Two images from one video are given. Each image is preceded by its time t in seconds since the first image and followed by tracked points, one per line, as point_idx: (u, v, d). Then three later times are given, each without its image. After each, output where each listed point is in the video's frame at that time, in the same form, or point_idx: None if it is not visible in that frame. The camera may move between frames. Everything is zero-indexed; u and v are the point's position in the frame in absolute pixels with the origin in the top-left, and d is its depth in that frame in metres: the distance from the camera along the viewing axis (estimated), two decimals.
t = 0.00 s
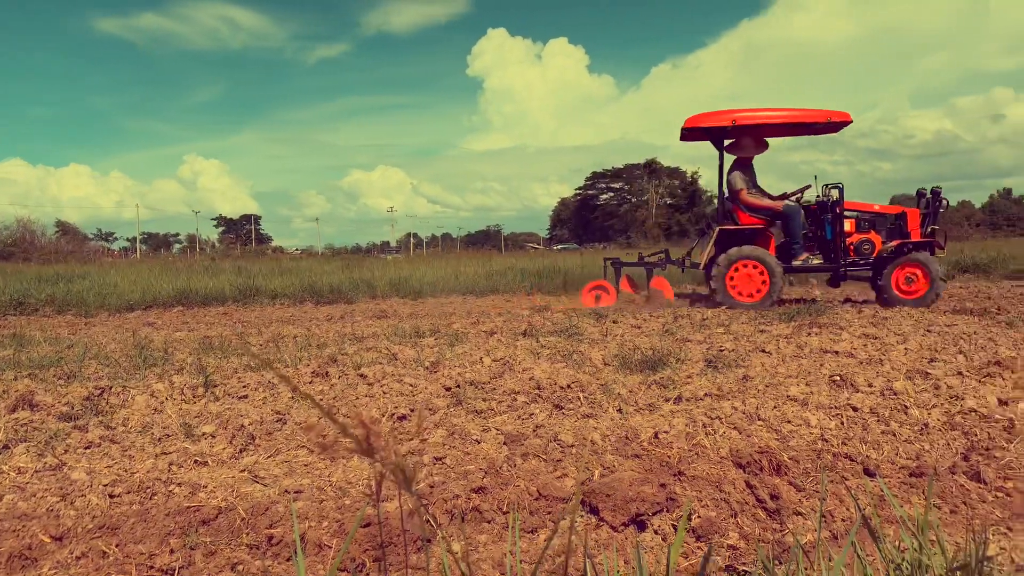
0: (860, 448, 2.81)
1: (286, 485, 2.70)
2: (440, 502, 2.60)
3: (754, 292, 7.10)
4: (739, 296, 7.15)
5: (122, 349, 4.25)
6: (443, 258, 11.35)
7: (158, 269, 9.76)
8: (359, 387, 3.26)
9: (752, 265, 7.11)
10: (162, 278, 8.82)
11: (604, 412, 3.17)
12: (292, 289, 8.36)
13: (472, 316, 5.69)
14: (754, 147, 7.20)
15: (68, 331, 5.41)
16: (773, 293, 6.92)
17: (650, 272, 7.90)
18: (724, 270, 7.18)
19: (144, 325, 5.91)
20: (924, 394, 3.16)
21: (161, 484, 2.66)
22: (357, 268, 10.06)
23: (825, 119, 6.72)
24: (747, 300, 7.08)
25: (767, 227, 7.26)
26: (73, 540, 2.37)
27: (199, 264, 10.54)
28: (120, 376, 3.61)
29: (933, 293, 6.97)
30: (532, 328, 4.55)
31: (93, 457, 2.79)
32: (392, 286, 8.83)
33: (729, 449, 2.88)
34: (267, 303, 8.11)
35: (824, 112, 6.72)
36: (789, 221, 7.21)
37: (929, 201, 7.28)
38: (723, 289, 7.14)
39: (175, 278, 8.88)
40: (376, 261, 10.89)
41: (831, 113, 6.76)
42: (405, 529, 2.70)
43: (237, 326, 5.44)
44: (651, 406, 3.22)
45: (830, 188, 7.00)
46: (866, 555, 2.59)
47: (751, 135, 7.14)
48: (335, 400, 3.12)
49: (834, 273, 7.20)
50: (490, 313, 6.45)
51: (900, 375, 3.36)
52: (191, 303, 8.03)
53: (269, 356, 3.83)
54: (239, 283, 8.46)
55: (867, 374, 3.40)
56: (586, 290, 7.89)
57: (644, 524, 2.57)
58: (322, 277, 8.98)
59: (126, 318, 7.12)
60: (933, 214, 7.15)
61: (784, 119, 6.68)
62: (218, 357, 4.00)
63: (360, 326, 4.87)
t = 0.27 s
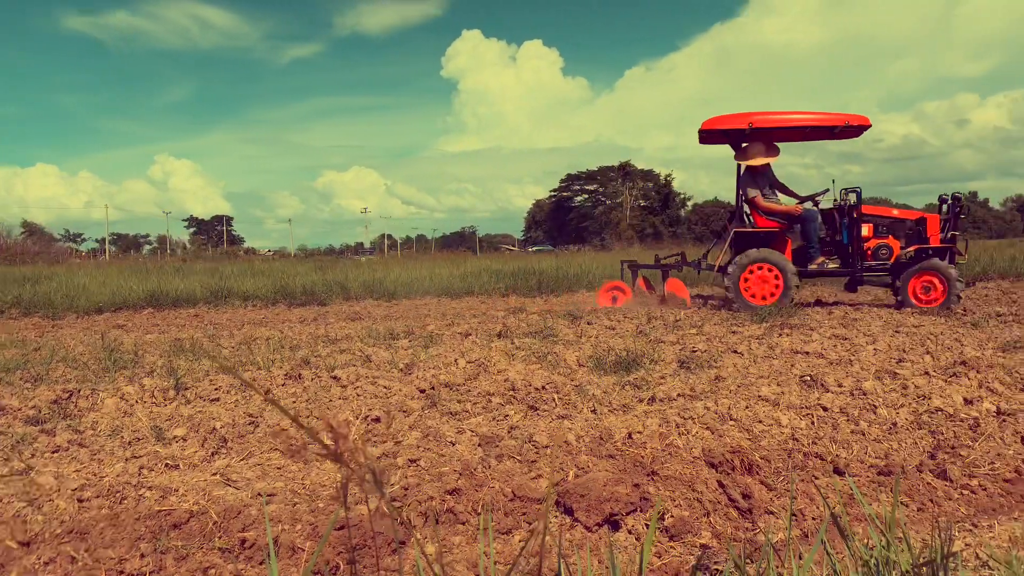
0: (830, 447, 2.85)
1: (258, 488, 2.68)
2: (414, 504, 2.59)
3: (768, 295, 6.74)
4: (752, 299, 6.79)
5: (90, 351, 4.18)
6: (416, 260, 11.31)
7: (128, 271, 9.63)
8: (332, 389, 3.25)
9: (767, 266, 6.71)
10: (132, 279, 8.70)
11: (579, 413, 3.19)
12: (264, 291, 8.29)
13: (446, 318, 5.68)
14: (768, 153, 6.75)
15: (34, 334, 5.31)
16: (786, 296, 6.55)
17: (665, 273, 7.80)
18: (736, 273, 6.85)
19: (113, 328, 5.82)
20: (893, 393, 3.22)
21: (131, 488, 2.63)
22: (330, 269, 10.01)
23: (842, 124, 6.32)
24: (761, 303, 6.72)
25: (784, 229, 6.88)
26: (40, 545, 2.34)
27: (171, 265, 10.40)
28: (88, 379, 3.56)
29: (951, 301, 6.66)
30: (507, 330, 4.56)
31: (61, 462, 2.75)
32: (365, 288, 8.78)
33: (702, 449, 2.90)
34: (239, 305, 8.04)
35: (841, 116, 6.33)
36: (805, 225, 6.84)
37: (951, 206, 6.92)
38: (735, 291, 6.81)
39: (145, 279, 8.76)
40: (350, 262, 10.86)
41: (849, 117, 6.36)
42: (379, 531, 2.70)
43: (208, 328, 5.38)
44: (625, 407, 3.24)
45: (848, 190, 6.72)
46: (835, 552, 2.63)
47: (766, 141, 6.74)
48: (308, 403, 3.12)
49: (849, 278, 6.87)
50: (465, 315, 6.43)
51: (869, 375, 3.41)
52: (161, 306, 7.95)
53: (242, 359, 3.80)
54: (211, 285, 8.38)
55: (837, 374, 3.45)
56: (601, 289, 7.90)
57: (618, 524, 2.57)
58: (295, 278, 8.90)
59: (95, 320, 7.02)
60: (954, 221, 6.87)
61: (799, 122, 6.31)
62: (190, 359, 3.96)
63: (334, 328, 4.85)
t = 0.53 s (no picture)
0: (801, 447, 2.89)
1: (231, 492, 2.65)
2: (389, 506, 2.58)
3: (774, 298, 6.66)
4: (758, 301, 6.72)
5: (57, 354, 4.11)
6: (390, 262, 11.24)
7: (96, 272, 9.48)
8: (305, 392, 3.24)
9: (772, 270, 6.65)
10: (101, 281, 8.58)
11: (553, 414, 3.20)
12: (237, 293, 8.22)
13: (421, 319, 5.68)
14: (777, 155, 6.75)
15: None
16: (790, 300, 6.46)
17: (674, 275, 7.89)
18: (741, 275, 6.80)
19: (81, 329, 5.74)
20: (862, 393, 3.27)
21: (100, 493, 2.59)
22: (303, 270, 9.96)
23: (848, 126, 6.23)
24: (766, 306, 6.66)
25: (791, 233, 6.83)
26: (6, 552, 2.30)
27: (142, 266, 10.26)
28: (56, 382, 3.50)
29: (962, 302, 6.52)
30: (482, 331, 4.56)
31: (27, 466, 2.71)
32: (338, 290, 8.73)
33: (675, 449, 2.93)
34: (210, 306, 7.96)
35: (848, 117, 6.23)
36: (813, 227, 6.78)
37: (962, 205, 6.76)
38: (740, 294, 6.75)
39: (114, 280, 8.64)
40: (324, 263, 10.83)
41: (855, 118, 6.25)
42: (353, 533, 2.69)
43: (178, 330, 5.31)
44: (599, 407, 3.26)
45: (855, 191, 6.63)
46: (806, 551, 2.66)
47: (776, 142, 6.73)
48: (281, 405, 3.11)
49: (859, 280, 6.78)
50: (440, 316, 6.41)
51: (840, 376, 3.46)
52: (131, 307, 7.88)
53: (214, 361, 3.76)
54: (183, 286, 8.30)
55: (808, 374, 3.50)
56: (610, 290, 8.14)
57: (592, 524, 2.57)
58: (268, 280, 8.82)
59: (63, 322, 6.91)
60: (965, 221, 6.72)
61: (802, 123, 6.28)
62: (161, 361, 3.91)
63: (307, 330, 4.81)
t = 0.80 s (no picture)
0: (775, 447, 2.92)
1: (205, 495, 2.63)
2: (364, 508, 2.57)
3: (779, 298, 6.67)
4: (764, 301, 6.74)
5: (25, 356, 4.05)
6: (367, 263, 11.20)
7: (66, 273, 9.34)
8: (280, 394, 3.22)
9: (777, 271, 6.66)
10: (71, 282, 8.46)
11: (530, 415, 3.21)
12: (211, 294, 8.14)
13: (396, 320, 5.66)
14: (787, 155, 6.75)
15: None
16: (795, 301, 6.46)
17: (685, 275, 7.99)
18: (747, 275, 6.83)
19: (49, 331, 5.65)
20: (835, 393, 3.31)
21: (71, 497, 2.56)
22: (278, 271, 9.89)
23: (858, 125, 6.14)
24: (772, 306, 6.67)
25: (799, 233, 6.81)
26: None
27: (114, 267, 10.12)
28: (24, 385, 3.45)
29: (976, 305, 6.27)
30: (459, 333, 4.56)
31: None
32: (313, 291, 8.67)
33: (651, 449, 2.94)
34: (183, 308, 7.89)
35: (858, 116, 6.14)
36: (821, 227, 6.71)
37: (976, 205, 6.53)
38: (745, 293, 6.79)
39: (85, 282, 8.52)
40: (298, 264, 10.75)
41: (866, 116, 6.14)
42: (327, 536, 2.67)
43: (151, 332, 5.26)
44: (576, 408, 3.27)
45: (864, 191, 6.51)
46: (780, 549, 2.68)
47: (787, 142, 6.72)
48: (256, 408, 3.10)
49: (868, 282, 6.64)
50: (416, 318, 6.40)
51: (812, 376, 3.51)
52: (102, 308, 7.78)
53: (187, 363, 3.73)
54: (156, 287, 8.21)
55: (782, 374, 3.54)
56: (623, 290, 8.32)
57: (569, 524, 2.58)
58: (242, 280, 8.75)
59: (32, 324, 6.81)
60: (978, 220, 6.50)
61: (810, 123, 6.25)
62: (133, 363, 3.87)
63: (282, 332, 4.78)
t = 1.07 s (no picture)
0: (753, 446, 2.94)
1: (182, 498, 2.60)
2: (344, 510, 2.56)
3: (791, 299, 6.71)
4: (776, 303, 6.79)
5: None
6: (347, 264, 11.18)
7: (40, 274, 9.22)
8: (259, 396, 3.21)
9: (789, 272, 6.72)
10: (44, 283, 8.34)
11: (510, 416, 3.22)
12: (188, 295, 8.07)
13: (375, 322, 5.65)
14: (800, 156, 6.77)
15: None
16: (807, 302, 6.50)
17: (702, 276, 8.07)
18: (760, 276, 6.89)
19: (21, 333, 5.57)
20: (812, 393, 3.34)
21: (45, 501, 2.53)
22: (256, 272, 9.83)
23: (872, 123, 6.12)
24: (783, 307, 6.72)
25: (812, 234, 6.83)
26: None
27: (90, 269, 9.99)
28: None
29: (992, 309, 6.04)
30: (439, 334, 4.55)
31: None
32: (291, 292, 8.62)
33: (631, 449, 2.96)
34: (159, 309, 7.81)
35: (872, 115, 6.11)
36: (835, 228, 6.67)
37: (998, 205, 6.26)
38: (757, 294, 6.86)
39: (59, 283, 8.41)
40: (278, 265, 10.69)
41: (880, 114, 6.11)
42: (306, 539, 2.65)
43: (127, 333, 5.20)
44: (556, 408, 3.28)
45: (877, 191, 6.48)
46: (758, 548, 2.70)
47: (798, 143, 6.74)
48: (234, 410, 3.08)
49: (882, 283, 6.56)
50: (396, 319, 6.38)
51: (790, 376, 3.54)
52: (76, 310, 7.70)
53: (164, 365, 3.70)
54: (133, 288, 8.12)
55: (760, 374, 3.57)
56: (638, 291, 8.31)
57: (549, 525, 2.58)
58: (220, 282, 8.67)
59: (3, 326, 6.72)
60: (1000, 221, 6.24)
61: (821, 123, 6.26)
62: (109, 366, 3.83)
63: (260, 333, 4.75)
